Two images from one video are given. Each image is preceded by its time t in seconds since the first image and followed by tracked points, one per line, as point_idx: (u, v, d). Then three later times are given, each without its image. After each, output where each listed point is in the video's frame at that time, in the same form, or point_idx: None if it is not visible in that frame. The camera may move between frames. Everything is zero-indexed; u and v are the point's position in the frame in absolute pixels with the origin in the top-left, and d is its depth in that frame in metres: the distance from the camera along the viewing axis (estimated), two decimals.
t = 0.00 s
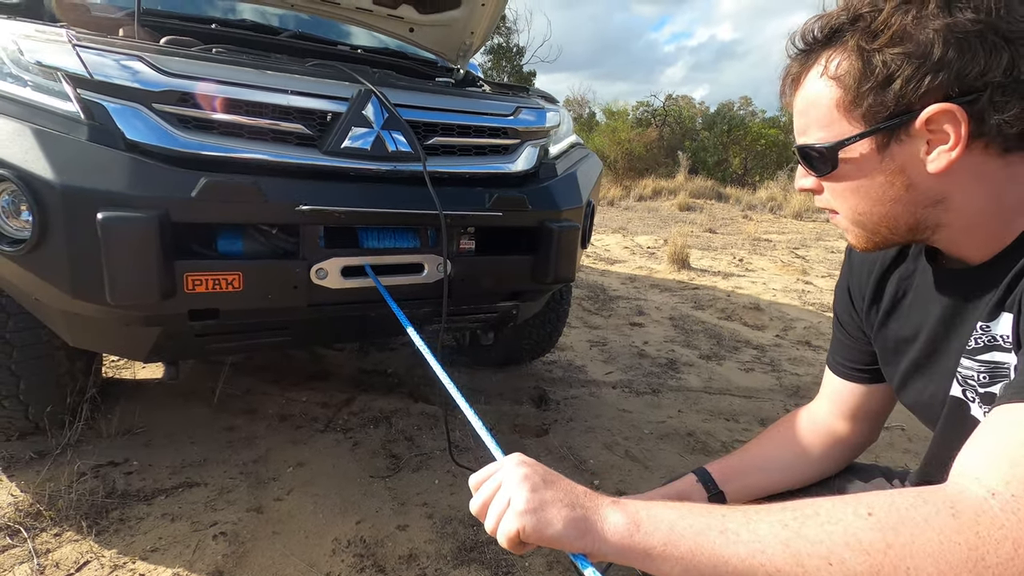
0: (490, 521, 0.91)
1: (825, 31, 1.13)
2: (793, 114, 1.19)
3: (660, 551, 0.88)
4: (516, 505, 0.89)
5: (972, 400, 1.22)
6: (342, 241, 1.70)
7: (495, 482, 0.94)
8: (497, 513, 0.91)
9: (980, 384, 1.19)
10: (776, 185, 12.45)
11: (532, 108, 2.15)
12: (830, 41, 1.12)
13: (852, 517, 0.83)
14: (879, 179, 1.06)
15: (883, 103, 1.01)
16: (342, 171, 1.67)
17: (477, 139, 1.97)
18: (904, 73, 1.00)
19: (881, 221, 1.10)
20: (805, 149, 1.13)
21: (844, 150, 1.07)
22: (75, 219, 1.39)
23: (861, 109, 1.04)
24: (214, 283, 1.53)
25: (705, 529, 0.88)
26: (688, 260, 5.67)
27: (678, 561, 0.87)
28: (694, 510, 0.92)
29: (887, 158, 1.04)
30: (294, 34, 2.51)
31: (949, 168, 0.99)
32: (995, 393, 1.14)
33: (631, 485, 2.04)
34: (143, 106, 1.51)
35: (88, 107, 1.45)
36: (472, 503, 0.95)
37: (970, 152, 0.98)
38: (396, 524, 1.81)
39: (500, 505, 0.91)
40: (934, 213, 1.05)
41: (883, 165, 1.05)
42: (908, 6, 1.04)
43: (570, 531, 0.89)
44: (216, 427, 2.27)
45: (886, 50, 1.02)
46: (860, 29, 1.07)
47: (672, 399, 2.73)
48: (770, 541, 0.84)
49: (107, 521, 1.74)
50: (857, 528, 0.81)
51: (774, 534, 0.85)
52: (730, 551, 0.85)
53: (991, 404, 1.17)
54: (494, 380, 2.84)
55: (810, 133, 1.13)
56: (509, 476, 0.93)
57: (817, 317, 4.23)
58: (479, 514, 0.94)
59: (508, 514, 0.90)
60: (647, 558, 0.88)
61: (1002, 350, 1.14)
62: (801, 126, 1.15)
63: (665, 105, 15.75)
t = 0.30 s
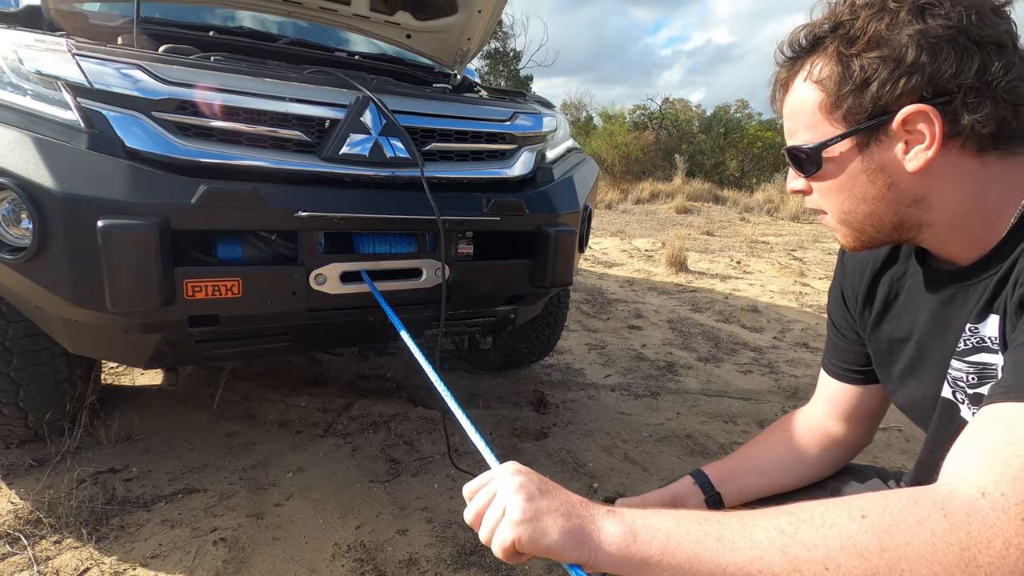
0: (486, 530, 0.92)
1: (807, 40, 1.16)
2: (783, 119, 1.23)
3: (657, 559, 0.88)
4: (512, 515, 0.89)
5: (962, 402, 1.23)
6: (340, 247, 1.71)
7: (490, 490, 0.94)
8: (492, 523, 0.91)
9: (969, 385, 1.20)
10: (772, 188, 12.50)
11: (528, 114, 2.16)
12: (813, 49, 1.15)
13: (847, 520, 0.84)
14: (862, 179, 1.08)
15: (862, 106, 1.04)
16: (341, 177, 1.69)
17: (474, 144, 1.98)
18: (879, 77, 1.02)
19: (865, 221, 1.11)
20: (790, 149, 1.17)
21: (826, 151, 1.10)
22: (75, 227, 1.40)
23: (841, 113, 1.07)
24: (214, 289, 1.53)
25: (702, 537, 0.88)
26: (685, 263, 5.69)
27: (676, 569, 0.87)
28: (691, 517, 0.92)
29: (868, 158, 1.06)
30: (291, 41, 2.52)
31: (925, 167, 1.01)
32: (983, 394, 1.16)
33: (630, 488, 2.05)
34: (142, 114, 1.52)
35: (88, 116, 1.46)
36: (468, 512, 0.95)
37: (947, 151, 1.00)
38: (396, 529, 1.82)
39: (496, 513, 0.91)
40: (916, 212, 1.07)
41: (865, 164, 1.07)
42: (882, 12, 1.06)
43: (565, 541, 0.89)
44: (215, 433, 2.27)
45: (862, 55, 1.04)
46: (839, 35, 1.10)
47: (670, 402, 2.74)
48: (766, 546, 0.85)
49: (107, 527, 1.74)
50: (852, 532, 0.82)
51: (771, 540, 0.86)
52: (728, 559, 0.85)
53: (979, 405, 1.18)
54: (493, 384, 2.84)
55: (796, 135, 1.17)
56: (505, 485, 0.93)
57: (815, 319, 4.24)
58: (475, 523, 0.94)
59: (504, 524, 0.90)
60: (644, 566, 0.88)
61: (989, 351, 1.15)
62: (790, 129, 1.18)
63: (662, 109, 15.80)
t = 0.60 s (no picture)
0: (498, 535, 0.87)
1: (831, 29, 1.12)
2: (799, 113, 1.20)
3: (678, 569, 0.84)
4: (526, 519, 0.85)
5: (985, 399, 1.21)
6: (354, 244, 1.71)
7: (504, 493, 0.90)
8: (505, 527, 0.87)
9: (994, 381, 1.17)
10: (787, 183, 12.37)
11: (541, 108, 2.15)
12: (838, 39, 1.10)
13: (876, 525, 0.82)
14: (888, 178, 1.06)
15: (893, 101, 1.01)
16: (354, 173, 1.68)
17: (487, 139, 1.97)
18: (914, 70, 0.99)
19: (890, 219, 1.09)
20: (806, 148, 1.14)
21: (853, 149, 1.07)
22: (93, 225, 1.41)
23: (871, 107, 1.04)
24: (228, 286, 1.54)
25: (725, 546, 0.85)
26: (699, 259, 5.65)
27: None
28: (711, 525, 0.89)
29: (897, 156, 1.04)
30: (303, 38, 2.52)
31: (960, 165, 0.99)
32: (1009, 390, 1.11)
33: (644, 485, 2.04)
34: (157, 111, 1.53)
35: (104, 114, 1.47)
36: (480, 515, 0.90)
37: (984, 148, 0.99)
38: (409, 525, 1.82)
39: (509, 518, 0.87)
40: (944, 210, 1.05)
41: (894, 163, 1.04)
42: None
43: (582, 547, 0.85)
44: (231, 428, 2.29)
45: (895, 47, 1.01)
46: (868, 23, 1.06)
47: (685, 399, 2.72)
48: (793, 554, 0.82)
49: (125, 522, 1.76)
50: (882, 537, 0.80)
51: (797, 547, 0.82)
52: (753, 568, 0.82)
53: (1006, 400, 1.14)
54: (506, 381, 2.84)
55: (813, 132, 1.14)
56: (520, 488, 0.89)
57: (831, 315, 4.19)
58: (486, 527, 0.90)
59: (517, 528, 0.86)
60: None
61: (1016, 346, 1.11)
62: (808, 124, 1.15)
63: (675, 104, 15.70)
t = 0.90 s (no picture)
0: (492, 537, 0.86)
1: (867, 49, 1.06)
2: (811, 131, 1.15)
3: (677, 571, 0.84)
4: (522, 521, 0.83)
5: (984, 401, 1.21)
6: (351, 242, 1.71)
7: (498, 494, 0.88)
8: (500, 529, 0.85)
9: (994, 384, 1.18)
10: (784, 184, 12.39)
11: (540, 108, 2.15)
12: (873, 59, 1.05)
13: (879, 532, 0.82)
14: (910, 217, 1.08)
15: (935, 147, 1.01)
16: (352, 171, 1.68)
17: (486, 138, 1.97)
18: (965, 116, 0.98)
19: (906, 251, 1.13)
20: (823, 180, 1.13)
21: (878, 190, 1.07)
22: (88, 221, 1.40)
23: (907, 151, 1.02)
24: (224, 283, 1.54)
25: (726, 549, 0.85)
26: (696, 259, 5.65)
27: None
28: (711, 526, 0.89)
29: (925, 200, 1.06)
30: (301, 35, 2.52)
31: (986, 210, 1.05)
32: (1009, 392, 1.12)
33: (640, 485, 2.04)
34: (154, 108, 1.52)
35: (100, 110, 1.47)
36: (474, 517, 0.89)
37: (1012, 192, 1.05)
38: (405, 524, 1.82)
39: (504, 520, 0.85)
40: (960, 245, 1.11)
41: (920, 207, 1.06)
42: (975, 32, 0.98)
43: (579, 549, 0.84)
44: (227, 426, 2.28)
45: (948, 89, 0.97)
46: (916, 52, 1.00)
47: (681, 399, 2.72)
48: (795, 560, 0.82)
49: (120, 519, 1.76)
50: (885, 544, 0.80)
51: (799, 553, 0.82)
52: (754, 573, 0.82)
53: (1005, 403, 1.14)
54: (503, 380, 2.84)
55: (830, 162, 1.11)
56: (514, 489, 0.87)
57: (827, 316, 4.20)
58: (481, 528, 0.88)
59: (512, 530, 0.84)
60: None
61: (1017, 350, 1.13)
62: (823, 151, 1.12)
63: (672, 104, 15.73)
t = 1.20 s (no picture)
0: (486, 563, 0.82)
1: (841, 57, 1.07)
2: (795, 136, 1.17)
3: None
4: (516, 546, 0.80)
5: (984, 401, 1.21)
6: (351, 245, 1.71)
7: (492, 517, 0.85)
8: (494, 554, 0.82)
9: (993, 383, 1.18)
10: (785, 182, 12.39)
11: (538, 109, 2.16)
12: (847, 67, 1.07)
13: (882, 542, 0.79)
14: (892, 219, 1.10)
15: (910, 152, 1.02)
16: (351, 174, 1.69)
17: (484, 139, 1.98)
18: (937, 121, 0.99)
19: (892, 251, 1.15)
20: (809, 183, 1.15)
21: (859, 194, 1.09)
22: (89, 226, 1.41)
23: (883, 156, 1.04)
24: (224, 287, 1.54)
25: (727, 570, 0.80)
26: (697, 258, 5.65)
27: None
28: (710, 544, 0.85)
29: (905, 202, 1.07)
30: (300, 39, 2.53)
31: (968, 210, 1.05)
32: (1008, 391, 1.12)
33: (642, 485, 2.04)
34: (153, 113, 1.53)
35: (100, 115, 1.47)
36: (469, 541, 0.85)
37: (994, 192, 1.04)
38: (407, 525, 1.82)
39: (498, 544, 0.82)
40: (947, 243, 1.11)
41: (902, 207, 1.08)
42: (942, 40, 0.98)
43: None
44: (229, 430, 2.29)
45: (918, 95, 0.98)
46: (885, 60, 1.01)
47: (683, 398, 2.73)
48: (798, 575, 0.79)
49: (123, 523, 1.76)
50: (889, 554, 0.78)
51: (803, 567, 0.79)
52: None
53: (1004, 403, 1.15)
54: (504, 381, 2.84)
55: (813, 166, 1.14)
56: (509, 511, 0.84)
57: (829, 314, 4.20)
58: (476, 553, 0.84)
59: (507, 556, 0.80)
60: None
61: (1014, 348, 1.13)
62: (805, 156, 1.15)
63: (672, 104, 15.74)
